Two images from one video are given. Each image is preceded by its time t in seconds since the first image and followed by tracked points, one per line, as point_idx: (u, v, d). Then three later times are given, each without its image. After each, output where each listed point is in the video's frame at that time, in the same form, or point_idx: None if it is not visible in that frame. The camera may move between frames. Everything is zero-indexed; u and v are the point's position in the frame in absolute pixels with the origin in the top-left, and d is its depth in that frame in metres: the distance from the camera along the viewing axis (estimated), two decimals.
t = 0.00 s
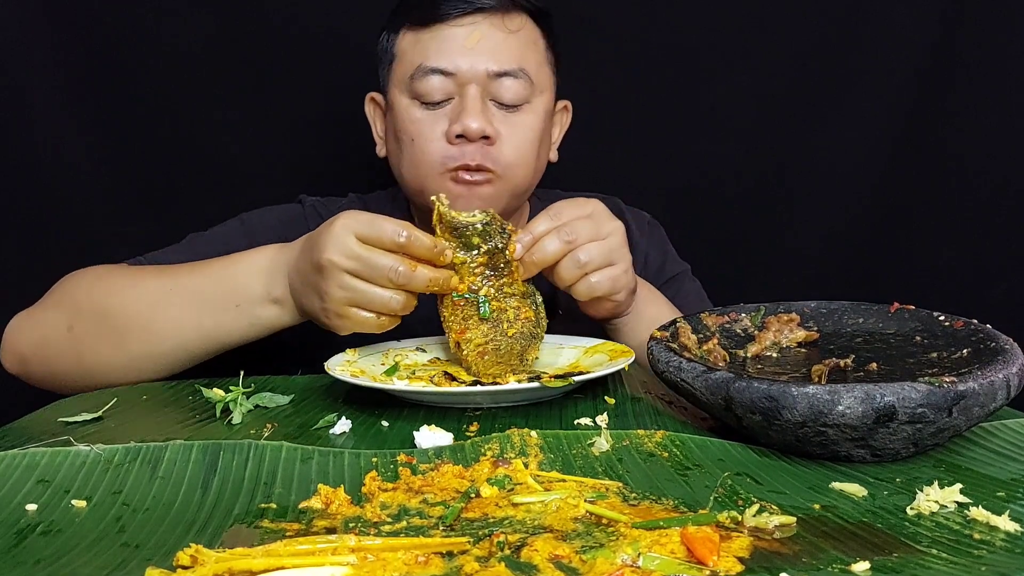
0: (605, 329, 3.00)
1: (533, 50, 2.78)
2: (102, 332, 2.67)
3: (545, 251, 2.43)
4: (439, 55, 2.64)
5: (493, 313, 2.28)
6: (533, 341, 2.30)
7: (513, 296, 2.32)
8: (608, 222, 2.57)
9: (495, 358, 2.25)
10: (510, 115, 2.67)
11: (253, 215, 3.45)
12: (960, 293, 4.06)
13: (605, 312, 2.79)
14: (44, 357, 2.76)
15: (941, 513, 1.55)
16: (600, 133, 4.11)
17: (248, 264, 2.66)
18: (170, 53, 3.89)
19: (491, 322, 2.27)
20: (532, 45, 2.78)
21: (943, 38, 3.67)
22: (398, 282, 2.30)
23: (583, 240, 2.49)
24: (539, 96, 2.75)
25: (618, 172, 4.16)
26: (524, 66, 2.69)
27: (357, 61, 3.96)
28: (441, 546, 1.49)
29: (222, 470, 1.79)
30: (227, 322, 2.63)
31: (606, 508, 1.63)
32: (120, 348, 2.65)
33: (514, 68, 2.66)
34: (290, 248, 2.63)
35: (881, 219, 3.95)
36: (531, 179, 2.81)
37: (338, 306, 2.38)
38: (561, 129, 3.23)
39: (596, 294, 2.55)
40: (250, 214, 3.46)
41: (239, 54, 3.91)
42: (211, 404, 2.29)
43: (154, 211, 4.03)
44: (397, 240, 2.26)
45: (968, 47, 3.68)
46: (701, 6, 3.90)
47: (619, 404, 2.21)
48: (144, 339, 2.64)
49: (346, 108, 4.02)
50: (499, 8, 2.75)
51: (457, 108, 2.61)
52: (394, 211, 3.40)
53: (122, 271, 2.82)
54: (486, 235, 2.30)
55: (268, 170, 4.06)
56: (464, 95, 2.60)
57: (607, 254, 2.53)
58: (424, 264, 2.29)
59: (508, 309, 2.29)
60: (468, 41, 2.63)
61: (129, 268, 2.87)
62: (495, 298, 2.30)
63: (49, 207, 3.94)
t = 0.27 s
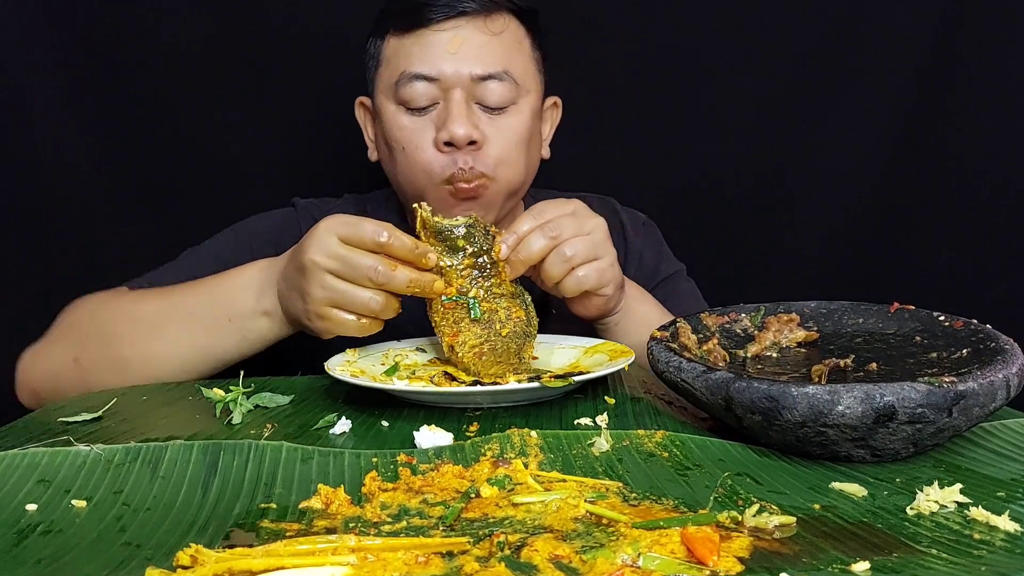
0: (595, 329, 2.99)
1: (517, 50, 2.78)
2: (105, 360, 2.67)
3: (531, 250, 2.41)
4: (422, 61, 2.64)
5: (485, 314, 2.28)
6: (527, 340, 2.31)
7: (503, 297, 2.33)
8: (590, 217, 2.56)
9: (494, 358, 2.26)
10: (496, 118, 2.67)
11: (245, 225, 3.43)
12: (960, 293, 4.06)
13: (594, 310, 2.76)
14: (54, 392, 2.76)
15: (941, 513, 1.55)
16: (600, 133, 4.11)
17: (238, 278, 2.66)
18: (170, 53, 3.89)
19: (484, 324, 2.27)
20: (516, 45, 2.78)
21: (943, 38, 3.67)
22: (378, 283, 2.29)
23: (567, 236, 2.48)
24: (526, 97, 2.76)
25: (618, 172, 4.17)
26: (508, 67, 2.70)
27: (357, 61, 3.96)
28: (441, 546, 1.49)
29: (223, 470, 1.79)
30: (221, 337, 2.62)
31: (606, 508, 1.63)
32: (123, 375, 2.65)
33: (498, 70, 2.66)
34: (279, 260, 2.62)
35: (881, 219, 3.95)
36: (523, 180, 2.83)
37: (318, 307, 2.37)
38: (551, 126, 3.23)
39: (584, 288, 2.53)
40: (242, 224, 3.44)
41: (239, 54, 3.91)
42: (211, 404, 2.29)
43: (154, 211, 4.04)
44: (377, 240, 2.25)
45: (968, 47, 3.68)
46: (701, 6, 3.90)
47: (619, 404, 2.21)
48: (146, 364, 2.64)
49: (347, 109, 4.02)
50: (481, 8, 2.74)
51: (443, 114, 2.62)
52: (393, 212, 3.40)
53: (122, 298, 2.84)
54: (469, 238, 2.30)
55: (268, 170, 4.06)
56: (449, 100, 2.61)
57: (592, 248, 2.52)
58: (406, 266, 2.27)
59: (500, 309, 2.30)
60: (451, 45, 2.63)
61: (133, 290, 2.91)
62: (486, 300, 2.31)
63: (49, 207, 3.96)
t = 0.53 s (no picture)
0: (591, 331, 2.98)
1: (504, 52, 2.77)
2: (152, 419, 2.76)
3: (522, 251, 2.42)
4: (408, 65, 2.64)
5: (479, 316, 2.30)
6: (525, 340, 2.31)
7: (497, 298, 2.36)
8: (582, 218, 2.56)
9: (492, 357, 2.24)
10: (482, 120, 2.68)
11: (245, 254, 3.44)
12: (960, 293, 4.06)
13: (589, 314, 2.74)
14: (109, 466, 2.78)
15: (941, 513, 1.55)
16: (600, 133, 4.11)
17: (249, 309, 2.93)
18: (170, 53, 3.89)
19: (480, 325, 2.28)
20: (503, 48, 2.78)
21: (943, 38, 3.67)
22: (359, 285, 2.39)
23: (559, 237, 2.48)
24: (514, 98, 2.75)
25: (618, 172, 4.16)
26: (494, 69, 2.70)
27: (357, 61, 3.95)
28: (441, 546, 1.49)
29: (223, 471, 1.79)
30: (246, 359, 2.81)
31: (606, 508, 1.63)
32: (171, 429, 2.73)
33: (484, 73, 2.66)
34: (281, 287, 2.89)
35: (881, 219, 3.95)
36: (510, 181, 2.84)
37: (304, 302, 2.49)
38: (545, 124, 3.23)
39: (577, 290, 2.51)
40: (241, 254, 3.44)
41: (239, 54, 3.91)
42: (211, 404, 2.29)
43: (154, 211, 4.04)
44: (365, 242, 2.38)
45: (968, 47, 3.68)
46: (701, 6, 3.90)
47: (619, 404, 2.21)
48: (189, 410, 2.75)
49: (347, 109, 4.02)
50: (466, 10, 2.74)
51: (430, 118, 2.62)
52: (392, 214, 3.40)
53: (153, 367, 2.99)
54: (460, 241, 2.34)
55: (268, 170, 4.05)
56: (435, 105, 2.61)
57: (585, 249, 2.51)
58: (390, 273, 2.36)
59: (494, 311, 2.32)
60: (436, 49, 2.63)
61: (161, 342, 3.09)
62: (480, 301, 2.34)
63: (49, 207, 3.98)
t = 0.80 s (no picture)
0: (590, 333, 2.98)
1: (503, 50, 2.77)
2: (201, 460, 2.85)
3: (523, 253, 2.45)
4: (408, 65, 2.64)
5: (479, 317, 2.30)
6: (524, 343, 2.30)
7: (497, 299, 2.35)
8: (582, 221, 2.58)
9: (492, 358, 2.23)
10: (483, 119, 2.67)
11: (254, 282, 3.45)
12: (960, 293, 4.06)
13: (591, 317, 2.76)
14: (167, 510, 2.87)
15: (941, 513, 1.55)
16: (600, 133, 4.11)
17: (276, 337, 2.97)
18: (170, 53, 3.89)
19: (479, 326, 2.28)
20: (502, 46, 2.77)
21: (943, 38, 3.67)
22: (356, 289, 2.43)
23: (559, 239, 2.51)
24: (514, 97, 2.75)
25: (618, 172, 4.16)
26: (493, 68, 2.69)
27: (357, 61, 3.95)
28: (441, 546, 1.49)
29: (223, 470, 1.79)
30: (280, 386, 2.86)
31: (606, 508, 1.63)
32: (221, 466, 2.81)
33: (484, 72, 2.66)
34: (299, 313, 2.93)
35: (881, 219, 3.95)
36: (513, 180, 2.83)
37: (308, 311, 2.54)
38: (544, 123, 3.23)
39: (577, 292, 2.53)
40: (252, 284, 3.45)
41: (239, 54, 3.91)
42: (211, 404, 2.29)
43: (154, 211, 4.04)
44: (360, 248, 2.42)
45: (968, 47, 3.68)
46: (701, 6, 3.91)
47: (619, 404, 2.21)
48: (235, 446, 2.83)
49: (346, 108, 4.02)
50: (465, 9, 2.74)
51: (430, 118, 2.62)
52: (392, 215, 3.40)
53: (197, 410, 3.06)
54: (462, 242, 2.33)
55: (268, 170, 4.05)
56: (435, 104, 2.61)
57: (585, 251, 2.54)
58: (387, 275, 2.41)
59: (494, 312, 2.31)
60: (435, 49, 2.63)
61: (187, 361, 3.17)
62: (480, 302, 2.33)
63: (49, 207, 3.98)
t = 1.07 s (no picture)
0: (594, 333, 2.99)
1: (509, 47, 2.77)
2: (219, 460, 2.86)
3: (537, 251, 2.43)
4: (415, 61, 2.64)
5: (486, 314, 2.27)
6: (527, 343, 2.29)
7: (506, 297, 2.31)
8: (595, 222, 2.59)
9: (493, 357, 2.23)
10: (490, 115, 2.67)
11: (261, 281, 3.45)
12: (960, 293, 4.06)
13: (596, 319, 2.76)
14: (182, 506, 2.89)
15: (941, 513, 1.55)
16: (600, 133, 4.11)
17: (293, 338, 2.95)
18: (170, 53, 3.89)
19: (485, 323, 2.26)
20: (509, 43, 2.77)
21: (943, 38, 3.67)
22: (368, 278, 2.45)
23: (573, 239, 2.51)
24: (520, 93, 2.75)
25: (619, 172, 4.16)
26: (500, 64, 2.69)
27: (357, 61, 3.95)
28: (441, 546, 1.49)
29: (223, 470, 1.79)
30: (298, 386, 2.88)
31: (606, 508, 1.63)
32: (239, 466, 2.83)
33: (491, 68, 2.66)
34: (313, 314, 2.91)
35: (881, 219, 3.95)
36: (519, 177, 2.83)
37: (328, 305, 2.58)
38: (548, 122, 3.23)
39: (587, 293, 2.54)
40: (258, 283, 3.45)
41: (239, 54, 3.91)
42: (211, 403, 2.29)
43: (154, 211, 4.03)
44: (372, 240, 2.44)
45: (969, 47, 3.68)
46: (701, 6, 3.91)
47: (619, 404, 2.21)
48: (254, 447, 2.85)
49: (346, 108, 4.02)
50: (471, 6, 2.74)
51: (438, 113, 2.62)
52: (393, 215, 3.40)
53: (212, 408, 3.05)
54: (476, 236, 2.30)
55: (268, 170, 4.05)
56: (443, 100, 2.61)
57: (598, 253, 2.55)
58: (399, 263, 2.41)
59: (501, 311, 2.28)
60: (442, 45, 2.63)
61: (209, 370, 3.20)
62: (489, 299, 2.29)
63: (49, 207, 3.97)
